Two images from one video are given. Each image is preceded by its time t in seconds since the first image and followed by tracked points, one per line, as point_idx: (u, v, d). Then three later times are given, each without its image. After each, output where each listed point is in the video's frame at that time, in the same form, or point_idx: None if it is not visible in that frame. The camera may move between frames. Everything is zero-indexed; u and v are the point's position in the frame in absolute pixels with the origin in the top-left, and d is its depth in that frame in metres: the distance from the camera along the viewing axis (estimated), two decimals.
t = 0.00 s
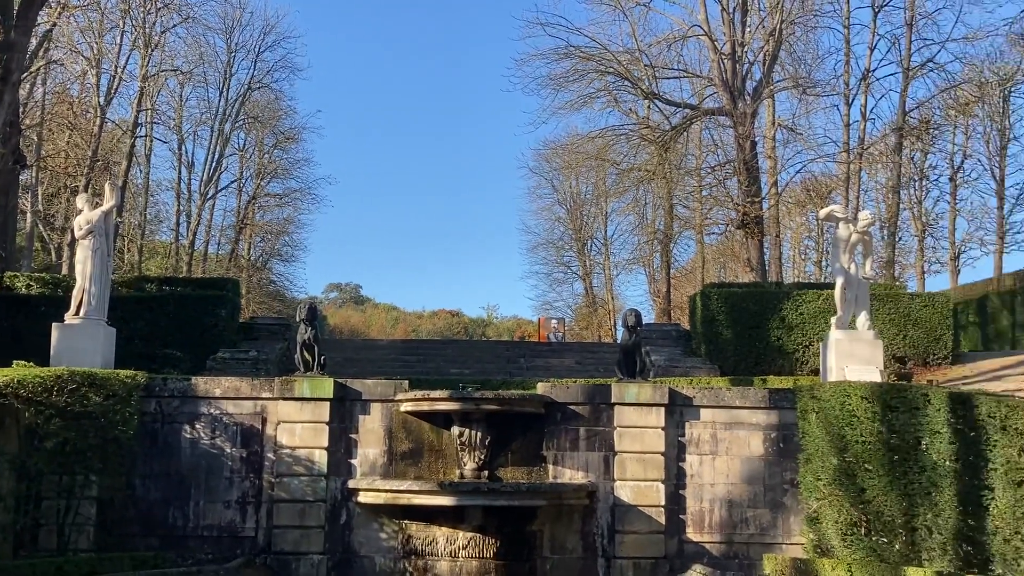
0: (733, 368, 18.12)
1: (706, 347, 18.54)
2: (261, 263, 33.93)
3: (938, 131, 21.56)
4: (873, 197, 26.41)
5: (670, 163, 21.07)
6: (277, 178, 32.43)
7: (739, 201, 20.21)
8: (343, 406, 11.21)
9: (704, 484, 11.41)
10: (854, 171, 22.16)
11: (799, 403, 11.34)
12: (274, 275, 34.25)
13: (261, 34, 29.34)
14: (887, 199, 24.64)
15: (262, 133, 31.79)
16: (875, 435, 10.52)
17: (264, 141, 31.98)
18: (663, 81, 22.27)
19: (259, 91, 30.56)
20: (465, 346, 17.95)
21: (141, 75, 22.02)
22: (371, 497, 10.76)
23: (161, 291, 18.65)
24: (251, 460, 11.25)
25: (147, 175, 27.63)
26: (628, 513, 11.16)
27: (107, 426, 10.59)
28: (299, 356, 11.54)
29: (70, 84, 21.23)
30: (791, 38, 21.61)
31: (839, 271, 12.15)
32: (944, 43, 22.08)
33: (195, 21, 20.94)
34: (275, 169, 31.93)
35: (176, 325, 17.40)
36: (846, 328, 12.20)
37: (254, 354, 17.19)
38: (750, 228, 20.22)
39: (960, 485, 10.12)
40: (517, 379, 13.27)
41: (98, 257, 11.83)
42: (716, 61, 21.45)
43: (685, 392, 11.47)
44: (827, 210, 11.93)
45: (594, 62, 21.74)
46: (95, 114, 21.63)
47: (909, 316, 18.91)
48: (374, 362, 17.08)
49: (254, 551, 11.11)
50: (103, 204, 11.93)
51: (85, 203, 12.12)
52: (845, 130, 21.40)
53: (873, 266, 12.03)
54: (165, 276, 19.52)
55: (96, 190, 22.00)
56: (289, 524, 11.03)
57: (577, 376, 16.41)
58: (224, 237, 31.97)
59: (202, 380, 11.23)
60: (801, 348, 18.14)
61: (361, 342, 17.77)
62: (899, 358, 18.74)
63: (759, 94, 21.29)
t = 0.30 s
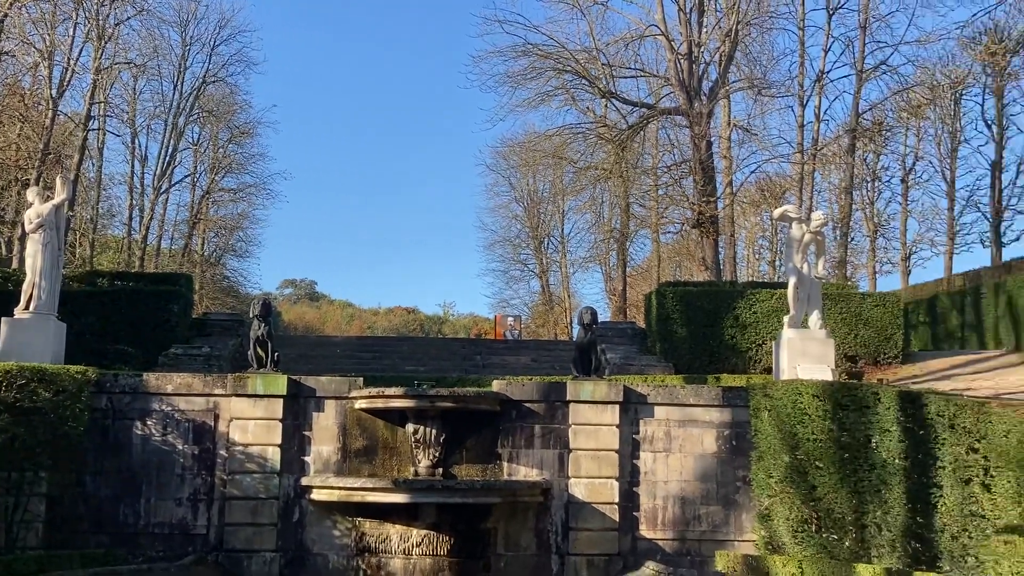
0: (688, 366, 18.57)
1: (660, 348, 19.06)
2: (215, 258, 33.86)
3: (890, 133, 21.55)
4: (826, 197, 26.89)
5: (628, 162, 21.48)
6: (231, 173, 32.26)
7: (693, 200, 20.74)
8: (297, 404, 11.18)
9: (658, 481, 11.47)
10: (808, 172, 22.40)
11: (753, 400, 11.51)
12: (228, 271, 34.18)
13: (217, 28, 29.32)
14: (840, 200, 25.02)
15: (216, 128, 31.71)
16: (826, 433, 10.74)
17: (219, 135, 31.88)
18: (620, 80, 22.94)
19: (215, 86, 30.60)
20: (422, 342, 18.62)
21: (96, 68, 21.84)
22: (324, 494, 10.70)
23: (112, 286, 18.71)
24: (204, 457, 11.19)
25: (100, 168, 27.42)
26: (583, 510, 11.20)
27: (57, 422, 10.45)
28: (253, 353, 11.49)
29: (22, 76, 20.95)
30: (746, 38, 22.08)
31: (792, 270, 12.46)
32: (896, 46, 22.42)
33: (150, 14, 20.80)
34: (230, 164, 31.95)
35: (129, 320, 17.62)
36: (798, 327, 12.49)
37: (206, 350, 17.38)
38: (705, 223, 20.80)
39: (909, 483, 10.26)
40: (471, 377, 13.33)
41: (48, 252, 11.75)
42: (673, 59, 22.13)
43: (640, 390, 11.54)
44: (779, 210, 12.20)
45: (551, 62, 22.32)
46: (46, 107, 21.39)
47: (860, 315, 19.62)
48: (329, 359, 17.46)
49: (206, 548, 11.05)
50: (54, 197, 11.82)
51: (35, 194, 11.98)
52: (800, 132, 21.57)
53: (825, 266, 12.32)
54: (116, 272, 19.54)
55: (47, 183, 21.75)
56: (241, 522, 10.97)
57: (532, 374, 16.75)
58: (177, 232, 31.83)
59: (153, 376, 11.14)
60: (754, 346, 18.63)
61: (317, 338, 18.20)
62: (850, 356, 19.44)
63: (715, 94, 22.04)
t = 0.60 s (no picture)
0: (648, 364, 19.16)
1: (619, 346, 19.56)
2: (172, 254, 33.71)
3: (848, 134, 22.02)
4: (784, 197, 27.31)
5: (590, 161, 21.64)
6: (190, 168, 32.42)
7: (653, 198, 21.07)
8: (255, 401, 11.16)
9: (617, 479, 11.59)
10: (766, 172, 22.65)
11: (711, 399, 11.66)
12: (186, 267, 33.94)
13: (176, 22, 29.24)
14: (797, 200, 25.35)
15: (175, 123, 31.57)
16: (782, 430, 10.82)
17: (177, 130, 31.78)
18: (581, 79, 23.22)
19: (173, 81, 30.61)
20: (383, 340, 19.12)
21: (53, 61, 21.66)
22: (282, 492, 10.69)
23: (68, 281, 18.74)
24: (160, 454, 11.14)
25: (56, 162, 27.20)
26: (541, 508, 11.30)
27: (11, 419, 10.40)
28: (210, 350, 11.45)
29: None
30: (707, 38, 22.46)
31: (750, 269, 12.66)
32: (854, 48, 22.75)
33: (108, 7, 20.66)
34: (189, 160, 31.87)
35: (87, 315, 17.87)
36: (756, 325, 12.77)
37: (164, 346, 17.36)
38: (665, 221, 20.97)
39: (863, 481, 10.35)
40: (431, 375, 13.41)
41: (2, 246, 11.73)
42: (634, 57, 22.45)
43: (599, 388, 11.62)
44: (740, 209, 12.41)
45: (513, 60, 22.49)
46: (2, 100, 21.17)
47: (817, 315, 20.37)
48: (286, 355, 17.77)
49: (161, 546, 11.01)
50: (9, 191, 11.78)
51: None
52: (758, 132, 21.72)
53: (782, 265, 12.45)
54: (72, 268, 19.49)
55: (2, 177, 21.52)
56: (197, 520, 10.94)
57: (493, 371, 17.15)
58: (134, 228, 31.85)
59: (109, 372, 11.06)
60: (713, 345, 19.32)
61: (276, 335, 18.55)
62: (807, 355, 20.20)
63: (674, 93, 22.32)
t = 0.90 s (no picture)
0: (615, 362, 19.72)
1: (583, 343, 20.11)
2: (135, 251, 33.50)
3: (811, 134, 22.30)
4: (748, 197, 27.72)
5: (556, 160, 22.07)
6: (154, 165, 32.20)
7: (620, 197, 21.42)
8: (219, 399, 11.25)
9: (581, 477, 11.80)
10: (730, 173, 22.92)
11: (674, 397, 11.88)
12: (149, 265, 33.68)
13: (139, 18, 29.12)
14: (762, 200, 25.62)
15: (138, 119, 31.50)
16: (744, 429, 11.04)
17: (142, 126, 31.66)
18: (547, 77, 23.40)
19: (137, 76, 30.60)
20: (347, 338, 19.41)
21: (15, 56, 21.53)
22: (246, 491, 10.79)
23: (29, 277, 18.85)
24: (122, 452, 11.20)
25: (17, 158, 27.03)
26: (506, 506, 11.49)
27: None
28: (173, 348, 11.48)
29: None
30: (672, 39, 22.77)
31: (714, 269, 13.31)
32: (818, 50, 23.09)
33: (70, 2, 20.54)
34: (152, 156, 31.83)
35: (52, 315, 18.02)
36: (720, 325, 13.37)
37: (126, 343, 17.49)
38: (631, 221, 21.45)
39: (825, 478, 10.43)
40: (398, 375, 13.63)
41: None
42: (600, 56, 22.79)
43: (564, 386, 11.76)
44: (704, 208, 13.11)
45: (481, 58, 22.70)
46: None
47: (781, 314, 20.92)
48: (251, 354, 18.03)
49: (124, 545, 11.10)
50: None
51: None
52: (723, 132, 21.88)
53: (745, 265, 12.88)
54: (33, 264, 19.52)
55: None
56: (160, 519, 11.05)
57: (457, 370, 17.69)
58: (96, 224, 31.86)
59: (70, 370, 11.09)
60: (677, 343, 20.00)
61: (239, 334, 18.85)
62: (770, 354, 20.82)
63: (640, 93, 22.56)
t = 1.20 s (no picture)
0: (585, 361, 20.02)
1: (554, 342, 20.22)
2: (103, 249, 33.24)
3: (781, 134, 22.45)
4: (717, 197, 28.06)
5: (527, 159, 22.19)
6: (122, 162, 32.02)
7: (590, 197, 21.71)
8: (190, 399, 11.64)
9: (552, 476, 12.08)
10: (701, 173, 23.13)
11: (645, 396, 12.14)
12: (118, 263, 33.38)
13: (107, 14, 29.00)
14: (732, 200, 25.81)
15: (107, 116, 31.52)
16: (714, 427, 11.13)
17: (110, 123, 31.64)
18: (518, 75, 23.51)
19: (105, 73, 30.64)
20: (318, 337, 19.69)
21: None
22: (216, 491, 11.11)
23: None
24: (89, 451, 11.49)
25: None
26: (477, 506, 11.82)
27: None
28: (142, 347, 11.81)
29: None
30: (644, 39, 23.04)
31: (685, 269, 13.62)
32: (788, 51, 23.30)
33: None
34: (121, 154, 31.79)
35: (15, 310, 18.54)
36: (689, 324, 13.66)
37: (94, 342, 17.29)
38: (602, 221, 21.68)
39: (794, 477, 10.53)
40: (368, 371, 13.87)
41: None
42: (571, 55, 22.98)
43: (535, 385, 12.06)
44: (675, 208, 13.41)
45: (452, 57, 22.82)
46: None
47: (750, 313, 21.16)
48: (221, 353, 18.28)
49: (91, 545, 11.35)
50: None
51: None
52: (694, 132, 21.93)
53: (715, 264, 13.40)
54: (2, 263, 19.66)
55: None
56: (129, 519, 11.34)
57: (429, 369, 18.07)
58: (64, 222, 31.71)
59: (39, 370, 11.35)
60: (647, 343, 20.26)
61: (210, 333, 19.10)
62: (740, 353, 21.05)
63: (612, 92, 23.03)
